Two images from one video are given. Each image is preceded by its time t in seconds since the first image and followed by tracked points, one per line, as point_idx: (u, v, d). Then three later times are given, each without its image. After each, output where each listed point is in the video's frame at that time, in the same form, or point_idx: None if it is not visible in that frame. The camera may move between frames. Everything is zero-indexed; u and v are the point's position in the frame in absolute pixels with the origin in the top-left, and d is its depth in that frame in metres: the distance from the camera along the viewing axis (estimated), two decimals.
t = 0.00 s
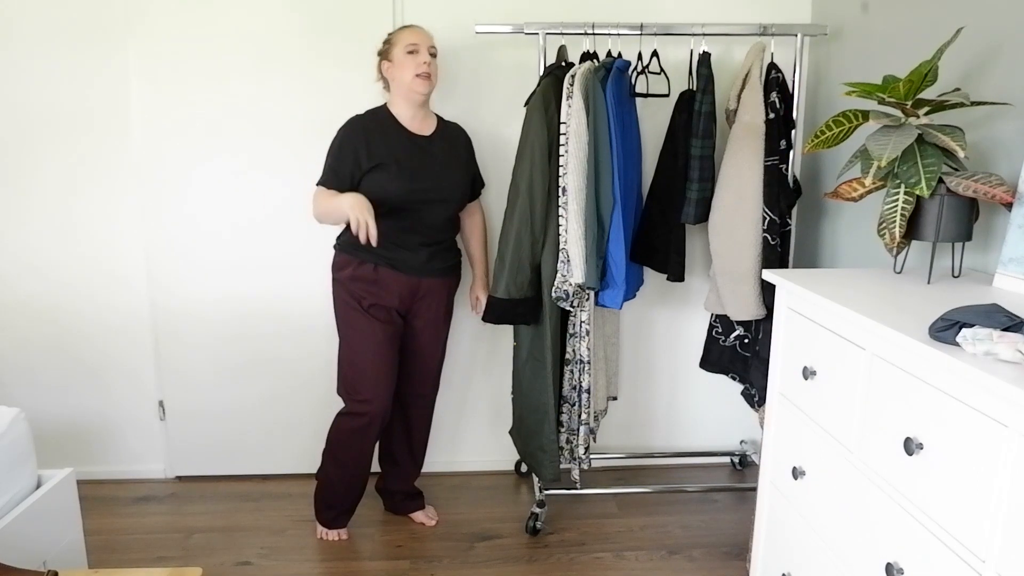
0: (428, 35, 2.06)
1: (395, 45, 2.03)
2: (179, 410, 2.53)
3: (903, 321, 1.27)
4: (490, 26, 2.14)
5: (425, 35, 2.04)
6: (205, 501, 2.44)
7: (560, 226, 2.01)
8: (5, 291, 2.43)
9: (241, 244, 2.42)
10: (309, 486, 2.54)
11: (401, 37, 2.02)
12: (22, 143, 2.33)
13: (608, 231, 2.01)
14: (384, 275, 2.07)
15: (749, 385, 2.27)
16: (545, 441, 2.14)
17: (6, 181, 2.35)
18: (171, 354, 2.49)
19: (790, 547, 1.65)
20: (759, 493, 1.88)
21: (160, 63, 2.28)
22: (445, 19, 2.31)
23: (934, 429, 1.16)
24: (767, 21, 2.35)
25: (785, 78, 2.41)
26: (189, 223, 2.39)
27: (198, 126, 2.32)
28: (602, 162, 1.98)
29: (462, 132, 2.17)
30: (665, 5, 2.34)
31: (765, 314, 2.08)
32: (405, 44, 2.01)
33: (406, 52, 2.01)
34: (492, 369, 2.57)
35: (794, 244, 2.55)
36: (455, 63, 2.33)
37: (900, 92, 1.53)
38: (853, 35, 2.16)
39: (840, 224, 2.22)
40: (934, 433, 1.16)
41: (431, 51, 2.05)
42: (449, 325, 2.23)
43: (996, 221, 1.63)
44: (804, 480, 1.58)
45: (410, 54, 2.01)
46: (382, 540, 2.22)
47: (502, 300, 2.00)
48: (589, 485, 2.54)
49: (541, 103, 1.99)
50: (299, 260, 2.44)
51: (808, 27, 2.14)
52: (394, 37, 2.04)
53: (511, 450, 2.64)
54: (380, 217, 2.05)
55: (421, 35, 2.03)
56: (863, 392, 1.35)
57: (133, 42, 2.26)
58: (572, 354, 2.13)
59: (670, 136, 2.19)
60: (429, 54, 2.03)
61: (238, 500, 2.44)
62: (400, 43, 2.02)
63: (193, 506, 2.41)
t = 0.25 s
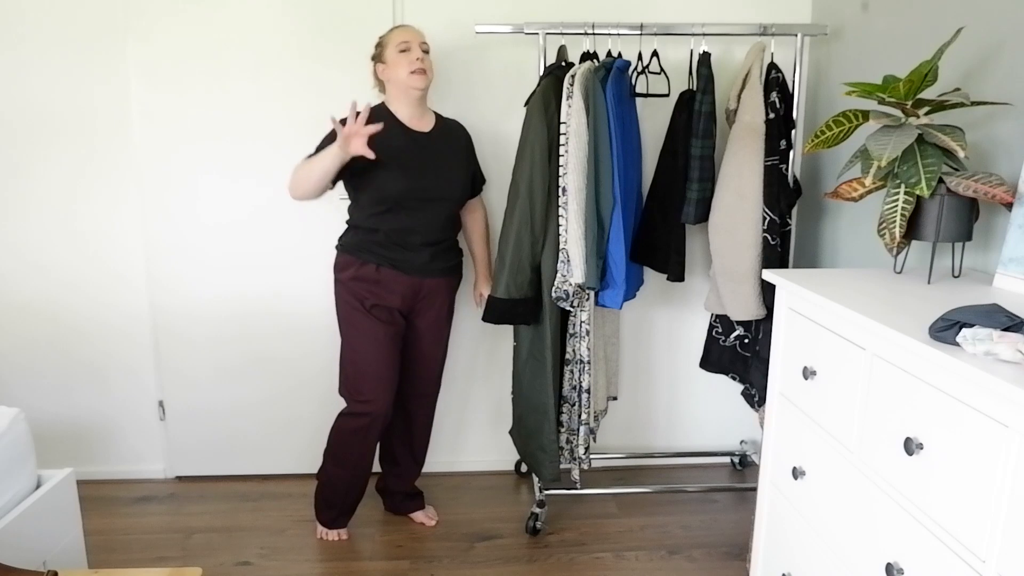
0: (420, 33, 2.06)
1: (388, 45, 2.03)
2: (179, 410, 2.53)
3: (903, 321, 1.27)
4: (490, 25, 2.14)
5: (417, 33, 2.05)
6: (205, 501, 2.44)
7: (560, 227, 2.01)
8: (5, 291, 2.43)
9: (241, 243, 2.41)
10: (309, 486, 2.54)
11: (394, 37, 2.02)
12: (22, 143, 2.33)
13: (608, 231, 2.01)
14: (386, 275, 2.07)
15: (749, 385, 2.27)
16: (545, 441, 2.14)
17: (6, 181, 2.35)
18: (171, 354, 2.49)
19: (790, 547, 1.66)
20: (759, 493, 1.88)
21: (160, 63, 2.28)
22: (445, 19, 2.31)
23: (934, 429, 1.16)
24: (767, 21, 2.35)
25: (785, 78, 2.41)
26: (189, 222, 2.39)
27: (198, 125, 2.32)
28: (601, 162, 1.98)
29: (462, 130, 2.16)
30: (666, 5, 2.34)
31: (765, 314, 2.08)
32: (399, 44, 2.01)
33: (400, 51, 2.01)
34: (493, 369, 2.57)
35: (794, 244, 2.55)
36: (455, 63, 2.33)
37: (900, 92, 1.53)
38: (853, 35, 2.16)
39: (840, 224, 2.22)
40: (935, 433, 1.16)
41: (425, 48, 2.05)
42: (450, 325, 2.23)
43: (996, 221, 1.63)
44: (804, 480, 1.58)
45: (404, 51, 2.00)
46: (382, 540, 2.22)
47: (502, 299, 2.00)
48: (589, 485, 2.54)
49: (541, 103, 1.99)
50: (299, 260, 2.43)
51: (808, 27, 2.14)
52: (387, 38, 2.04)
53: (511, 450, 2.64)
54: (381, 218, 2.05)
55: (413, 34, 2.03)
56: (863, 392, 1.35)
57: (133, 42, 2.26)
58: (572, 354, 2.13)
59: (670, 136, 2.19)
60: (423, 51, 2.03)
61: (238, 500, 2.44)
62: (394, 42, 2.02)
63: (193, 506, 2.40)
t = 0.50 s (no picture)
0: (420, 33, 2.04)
1: (387, 46, 2.00)
2: (179, 410, 2.53)
3: (903, 321, 1.27)
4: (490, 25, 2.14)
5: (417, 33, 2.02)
6: (205, 501, 2.44)
7: (560, 227, 2.01)
8: (5, 291, 2.43)
9: (240, 243, 2.41)
10: (308, 486, 2.54)
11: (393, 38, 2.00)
12: (22, 143, 2.33)
13: (608, 231, 2.01)
14: (387, 276, 2.07)
15: (749, 385, 2.27)
16: (545, 441, 2.14)
17: (6, 181, 2.35)
18: (171, 354, 2.49)
19: (790, 547, 1.65)
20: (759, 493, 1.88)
21: (160, 63, 2.28)
22: (445, 19, 2.31)
23: (934, 429, 1.16)
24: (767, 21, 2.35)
25: (786, 78, 2.41)
26: (189, 222, 2.39)
27: (198, 125, 2.32)
28: (601, 162, 1.98)
29: (461, 129, 2.16)
30: (666, 5, 2.34)
31: (765, 314, 2.08)
32: (398, 47, 1.99)
33: (399, 53, 1.99)
34: (493, 369, 2.57)
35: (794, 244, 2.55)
36: (456, 63, 2.33)
37: (900, 92, 1.53)
38: (853, 35, 2.16)
39: (840, 223, 2.22)
40: (935, 433, 1.16)
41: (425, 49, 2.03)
42: (450, 325, 2.23)
43: (996, 221, 1.63)
44: (804, 480, 1.58)
45: (404, 54, 1.99)
46: (381, 540, 2.22)
47: (502, 300, 2.00)
48: (589, 485, 2.54)
49: (541, 103, 1.99)
50: (299, 260, 2.43)
51: (808, 27, 2.14)
52: (385, 38, 2.01)
53: (511, 450, 2.64)
54: (380, 217, 2.05)
55: (412, 35, 2.00)
56: (863, 392, 1.35)
57: (133, 42, 2.26)
58: (572, 354, 2.13)
59: (670, 136, 2.19)
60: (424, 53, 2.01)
61: (238, 500, 2.44)
62: (393, 44, 1.99)
63: (193, 506, 2.40)
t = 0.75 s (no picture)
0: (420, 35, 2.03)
1: (386, 47, 1.98)
2: (180, 410, 2.53)
3: (903, 321, 1.27)
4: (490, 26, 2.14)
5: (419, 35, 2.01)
6: (205, 501, 2.44)
7: (560, 227, 2.01)
8: (5, 291, 2.43)
9: (241, 243, 2.41)
10: (308, 486, 2.54)
11: (394, 39, 1.97)
12: (23, 143, 2.33)
13: (608, 231, 2.02)
14: (386, 275, 2.07)
15: (749, 385, 2.27)
16: (545, 441, 2.14)
17: (7, 181, 2.35)
18: (172, 354, 2.49)
19: (790, 547, 1.66)
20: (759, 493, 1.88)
21: (161, 63, 2.28)
22: (445, 19, 2.31)
23: (934, 430, 1.16)
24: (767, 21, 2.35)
25: (785, 78, 2.41)
26: (189, 222, 2.39)
27: (198, 125, 2.32)
28: (601, 162, 1.99)
29: (458, 127, 2.16)
30: (666, 5, 2.34)
31: (765, 314, 2.08)
32: (397, 49, 1.97)
33: (400, 55, 1.97)
34: (493, 369, 2.57)
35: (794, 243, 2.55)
36: (456, 63, 2.33)
37: (900, 92, 1.53)
38: (853, 35, 2.16)
39: (840, 223, 2.22)
40: (935, 433, 1.16)
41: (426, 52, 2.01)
42: (449, 325, 2.24)
43: (996, 221, 1.63)
44: (804, 480, 1.58)
45: (404, 57, 1.97)
46: (381, 540, 2.22)
47: (502, 299, 2.00)
48: (589, 485, 2.54)
49: (542, 103, 1.99)
50: (299, 260, 2.44)
51: (808, 27, 2.14)
52: (385, 38, 1.99)
53: (511, 450, 2.64)
54: (380, 217, 2.05)
55: (413, 37, 1.98)
56: (863, 392, 1.35)
57: (133, 42, 2.26)
58: (572, 354, 2.13)
59: (670, 136, 2.19)
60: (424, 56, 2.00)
61: (238, 500, 2.44)
62: (393, 45, 1.97)
63: (193, 506, 2.41)
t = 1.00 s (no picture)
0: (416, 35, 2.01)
1: (381, 49, 1.97)
2: (180, 410, 2.54)
3: (903, 321, 1.27)
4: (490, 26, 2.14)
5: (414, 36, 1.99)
6: (205, 501, 2.44)
7: (560, 227, 2.01)
8: (5, 291, 2.43)
9: (241, 243, 2.42)
10: (309, 486, 2.54)
11: (389, 41, 1.95)
12: (23, 142, 2.33)
13: (608, 231, 2.02)
14: (385, 276, 2.07)
15: (748, 385, 2.28)
16: (545, 441, 2.14)
17: (7, 181, 2.35)
18: (172, 353, 2.49)
19: (790, 547, 1.66)
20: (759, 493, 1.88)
21: (161, 63, 2.28)
22: (445, 19, 2.31)
23: (935, 430, 1.16)
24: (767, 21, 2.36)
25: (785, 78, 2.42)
26: (189, 222, 2.39)
27: (199, 125, 2.33)
28: (601, 162, 1.99)
29: (456, 126, 2.16)
30: (665, 5, 2.34)
31: (765, 314, 2.08)
32: (392, 52, 1.95)
33: (395, 58, 1.95)
34: (493, 369, 2.57)
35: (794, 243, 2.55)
36: (456, 63, 2.33)
37: (900, 92, 1.53)
38: (853, 35, 2.16)
39: (840, 223, 2.22)
40: (935, 433, 1.16)
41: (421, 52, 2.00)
42: (448, 325, 2.24)
43: (996, 221, 1.63)
44: (804, 479, 1.59)
45: (400, 60, 1.95)
46: (381, 540, 2.22)
47: (503, 300, 2.01)
48: (589, 485, 2.54)
49: (542, 103, 1.99)
50: (299, 260, 2.44)
51: (807, 27, 2.15)
52: (380, 40, 1.97)
53: (511, 450, 2.64)
54: (379, 217, 2.06)
55: (408, 38, 1.96)
56: (863, 392, 1.35)
57: (134, 43, 2.27)
58: (572, 354, 2.13)
59: (670, 136, 2.19)
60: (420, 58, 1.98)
61: (238, 500, 2.44)
62: (388, 48, 1.95)
63: (193, 506, 2.41)
